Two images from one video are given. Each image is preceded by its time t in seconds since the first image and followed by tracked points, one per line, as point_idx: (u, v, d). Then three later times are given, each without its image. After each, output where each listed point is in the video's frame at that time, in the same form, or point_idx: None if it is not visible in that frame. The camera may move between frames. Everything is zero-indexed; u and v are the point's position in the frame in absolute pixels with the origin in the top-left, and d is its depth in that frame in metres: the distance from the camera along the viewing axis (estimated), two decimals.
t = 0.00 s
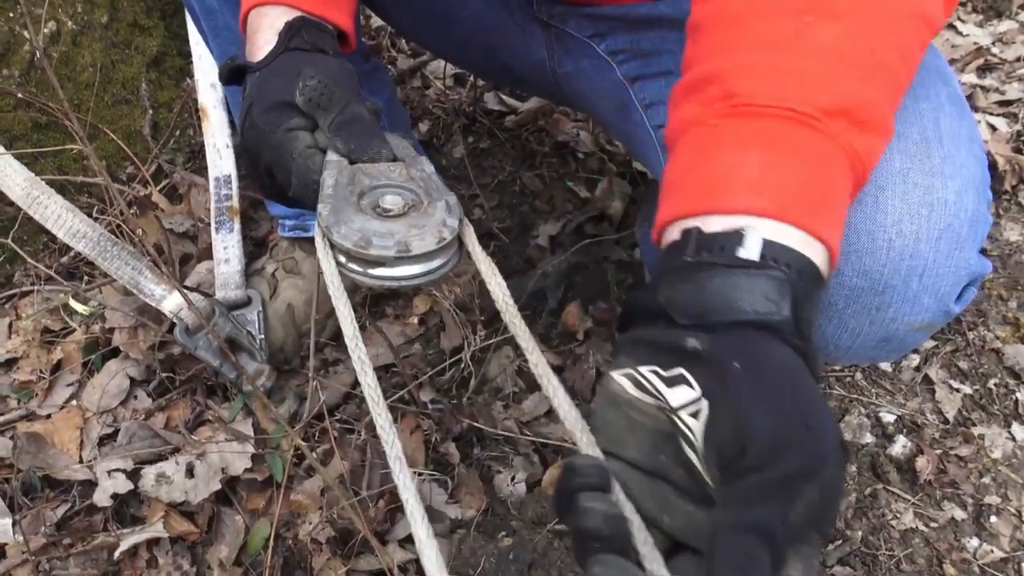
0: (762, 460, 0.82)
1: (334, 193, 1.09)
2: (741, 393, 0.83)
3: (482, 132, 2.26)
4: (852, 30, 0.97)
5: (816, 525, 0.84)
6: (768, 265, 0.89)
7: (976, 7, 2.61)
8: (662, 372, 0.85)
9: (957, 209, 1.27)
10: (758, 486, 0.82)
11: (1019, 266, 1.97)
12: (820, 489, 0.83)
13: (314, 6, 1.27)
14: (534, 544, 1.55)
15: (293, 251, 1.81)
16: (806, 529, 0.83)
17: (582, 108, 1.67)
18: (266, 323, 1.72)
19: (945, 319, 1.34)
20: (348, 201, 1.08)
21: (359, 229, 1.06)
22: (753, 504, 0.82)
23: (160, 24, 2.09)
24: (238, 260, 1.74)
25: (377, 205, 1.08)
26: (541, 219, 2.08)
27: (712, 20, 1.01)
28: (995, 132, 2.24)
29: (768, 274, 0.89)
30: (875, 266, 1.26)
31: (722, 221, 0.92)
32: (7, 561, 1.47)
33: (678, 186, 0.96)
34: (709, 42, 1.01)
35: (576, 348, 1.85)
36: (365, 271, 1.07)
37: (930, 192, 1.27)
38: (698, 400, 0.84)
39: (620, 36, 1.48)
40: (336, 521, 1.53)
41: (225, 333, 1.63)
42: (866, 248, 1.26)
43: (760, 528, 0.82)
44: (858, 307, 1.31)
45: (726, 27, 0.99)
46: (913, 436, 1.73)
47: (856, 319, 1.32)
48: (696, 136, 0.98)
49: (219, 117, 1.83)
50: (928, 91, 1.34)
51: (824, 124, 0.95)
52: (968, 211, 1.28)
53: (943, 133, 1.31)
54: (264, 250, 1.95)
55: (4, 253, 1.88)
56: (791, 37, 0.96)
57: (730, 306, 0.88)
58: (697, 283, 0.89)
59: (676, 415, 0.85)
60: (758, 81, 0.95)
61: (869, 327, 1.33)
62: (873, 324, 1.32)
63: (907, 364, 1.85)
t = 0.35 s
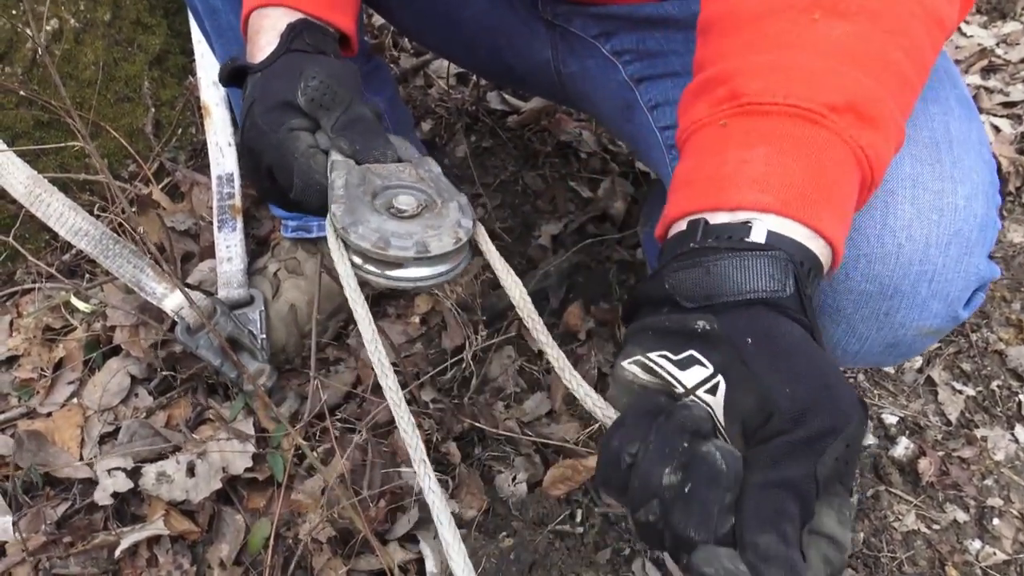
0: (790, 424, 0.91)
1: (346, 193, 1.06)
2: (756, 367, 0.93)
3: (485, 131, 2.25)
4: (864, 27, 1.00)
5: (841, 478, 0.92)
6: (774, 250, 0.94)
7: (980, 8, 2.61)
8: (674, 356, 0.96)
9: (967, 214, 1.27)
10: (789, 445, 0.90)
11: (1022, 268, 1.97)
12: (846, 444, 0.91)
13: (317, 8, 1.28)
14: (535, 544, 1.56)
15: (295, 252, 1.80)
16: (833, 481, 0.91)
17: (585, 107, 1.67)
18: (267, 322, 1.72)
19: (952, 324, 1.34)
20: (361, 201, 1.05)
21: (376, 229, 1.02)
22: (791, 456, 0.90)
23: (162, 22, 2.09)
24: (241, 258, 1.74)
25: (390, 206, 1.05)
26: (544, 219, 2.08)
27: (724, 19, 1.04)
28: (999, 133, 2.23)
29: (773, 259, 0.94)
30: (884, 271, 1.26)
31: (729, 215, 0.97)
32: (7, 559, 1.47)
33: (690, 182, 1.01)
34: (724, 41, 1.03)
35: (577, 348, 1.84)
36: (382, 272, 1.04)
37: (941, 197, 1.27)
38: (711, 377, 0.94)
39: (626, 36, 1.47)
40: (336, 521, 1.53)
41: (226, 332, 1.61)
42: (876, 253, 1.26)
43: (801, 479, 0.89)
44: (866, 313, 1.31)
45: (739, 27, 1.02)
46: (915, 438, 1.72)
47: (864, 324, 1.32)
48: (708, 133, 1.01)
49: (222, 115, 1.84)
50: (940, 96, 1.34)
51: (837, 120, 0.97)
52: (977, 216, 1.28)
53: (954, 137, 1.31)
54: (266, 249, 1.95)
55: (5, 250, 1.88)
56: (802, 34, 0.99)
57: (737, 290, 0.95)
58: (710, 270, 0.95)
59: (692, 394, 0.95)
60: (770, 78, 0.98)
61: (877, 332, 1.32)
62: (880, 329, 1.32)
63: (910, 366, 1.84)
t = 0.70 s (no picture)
0: (737, 410, 0.93)
1: (378, 236, 1.04)
2: (710, 356, 0.94)
3: (485, 131, 2.25)
4: (836, 26, 0.97)
5: (789, 458, 0.97)
6: (731, 246, 0.94)
7: (981, 8, 2.61)
8: (633, 347, 0.97)
9: (970, 217, 1.26)
10: (739, 428, 0.93)
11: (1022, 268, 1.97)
12: (792, 428, 0.95)
13: (348, 39, 1.22)
14: (533, 544, 1.56)
15: (296, 253, 1.82)
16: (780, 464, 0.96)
17: (585, 107, 1.67)
18: (267, 322, 1.72)
19: (953, 326, 1.33)
20: (393, 245, 1.03)
21: (408, 275, 1.00)
22: (741, 440, 0.93)
23: (162, 21, 2.09)
24: (241, 258, 1.74)
25: (423, 248, 1.02)
26: (543, 219, 2.08)
27: (704, 23, 1.04)
28: (999, 133, 2.23)
29: (728, 254, 0.94)
30: (884, 272, 1.27)
31: (694, 216, 0.96)
32: (6, 557, 1.47)
33: (663, 185, 1.01)
34: (706, 43, 1.03)
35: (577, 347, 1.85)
36: (414, 319, 1.01)
37: (943, 199, 1.26)
38: (668, 366, 0.95)
39: (630, 38, 1.47)
40: (335, 520, 1.53)
41: (225, 331, 1.61)
42: (878, 255, 1.26)
43: (750, 460, 0.93)
44: (868, 313, 1.32)
45: (715, 31, 1.02)
46: (914, 438, 1.72)
47: (866, 324, 1.33)
48: (680, 137, 1.01)
49: (222, 114, 1.84)
50: (942, 96, 1.32)
51: (801, 120, 0.95)
52: (979, 219, 1.27)
53: (957, 139, 1.29)
54: (266, 248, 1.95)
55: (5, 249, 1.88)
56: (777, 34, 0.98)
57: (693, 284, 0.96)
58: (667, 264, 0.97)
59: (652, 382, 0.97)
60: (737, 80, 0.98)
61: (877, 332, 1.33)
62: (882, 329, 1.33)
63: (909, 366, 1.84)
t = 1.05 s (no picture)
0: (762, 401, 0.93)
1: (402, 271, 1.02)
2: (732, 349, 0.94)
3: (485, 130, 2.25)
4: (845, 19, 0.98)
5: (814, 450, 0.97)
6: (750, 238, 0.94)
7: (982, 8, 2.61)
8: (654, 342, 0.97)
9: (980, 209, 1.26)
10: (765, 419, 0.93)
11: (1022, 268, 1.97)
12: (820, 417, 0.94)
13: (371, 61, 1.22)
14: (533, 542, 1.57)
15: (298, 252, 1.82)
16: (807, 454, 0.96)
17: (586, 110, 1.68)
18: (267, 320, 1.73)
19: (964, 319, 1.33)
20: (417, 281, 1.01)
21: (429, 313, 0.97)
22: (765, 431, 0.93)
23: (163, 19, 2.09)
24: (241, 255, 1.74)
25: (447, 284, 1.00)
26: (544, 217, 2.08)
27: (710, 18, 1.03)
28: (999, 133, 2.23)
29: (747, 247, 0.94)
30: (896, 265, 1.27)
31: (710, 211, 0.97)
32: (6, 554, 1.47)
33: (675, 181, 1.01)
34: (713, 39, 1.03)
35: (577, 344, 1.87)
36: (436, 357, 0.98)
37: (953, 191, 1.26)
38: (690, 360, 0.95)
39: (634, 37, 1.48)
40: (334, 518, 1.53)
41: (225, 329, 1.61)
42: (888, 247, 1.26)
43: (775, 451, 0.92)
44: (878, 308, 1.31)
45: (723, 25, 1.01)
46: (914, 437, 1.72)
47: (876, 319, 1.32)
48: (692, 132, 1.02)
49: (223, 113, 1.85)
50: (951, 90, 1.32)
51: (814, 113, 0.96)
52: (988, 211, 1.27)
53: (966, 132, 1.30)
54: (266, 246, 1.95)
55: (5, 246, 1.88)
56: (787, 29, 0.98)
57: (713, 277, 0.96)
58: (685, 258, 0.96)
59: (674, 377, 0.97)
60: (748, 74, 0.97)
61: (889, 327, 1.33)
62: (893, 324, 1.32)
63: (909, 365, 1.84)
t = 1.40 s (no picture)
0: (734, 419, 0.90)
1: (343, 204, 1.04)
2: (702, 365, 0.93)
3: (484, 128, 2.25)
4: (830, 25, 0.99)
5: (787, 469, 0.93)
6: (726, 249, 0.94)
7: (982, 7, 2.60)
8: (626, 358, 0.97)
9: (954, 209, 1.26)
10: (735, 439, 0.90)
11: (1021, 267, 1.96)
12: (791, 438, 0.91)
13: (328, 8, 1.20)
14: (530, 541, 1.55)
15: (293, 248, 1.82)
16: (778, 474, 0.92)
17: (581, 106, 1.66)
18: (264, 317, 1.72)
19: (942, 320, 1.33)
20: (357, 215, 1.03)
21: (367, 245, 1.01)
22: (736, 451, 0.90)
23: (162, 17, 2.08)
24: (238, 253, 1.75)
25: (386, 220, 1.03)
26: (543, 216, 2.08)
27: (694, 20, 1.04)
28: (999, 132, 2.22)
29: (724, 258, 0.94)
30: (869, 267, 1.27)
31: (688, 216, 0.97)
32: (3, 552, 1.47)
33: (655, 184, 1.02)
34: (697, 42, 1.03)
35: (575, 344, 1.86)
36: (370, 288, 1.02)
37: (927, 193, 1.26)
38: (660, 376, 0.95)
39: (619, 33, 1.46)
40: (330, 517, 1.53)
41: (222, 328, 1.62)
42: (861, 248, 1.26)
43: (743, 471, 0.90)
44: (854, 308, 1.31)
45: (708, 28, 1.02)
46: (912, 437, 1.72)
47: (852, 319, 1.32)
48: (673, 135, 1.02)
49: (220, 111, 1.85)
50: (930, 90, 1.32)
51: (797, 118, 0.96)
52: (965, 212, 1.27)
53: (945, 133, 1.29)
54: (263, 244, 1.95)
55: (3, 245, 1.88)
56: (771, 35, 0.99)
57: (687, 288, 0.96)
58: (659, 270, 0.97)
59: (644, 394, 0.96)
60: (733, 77, 0.98)
61: (866, 327, 1.33)
62: (869, 324, 1.32)
63: (908, 365, 1.84)
